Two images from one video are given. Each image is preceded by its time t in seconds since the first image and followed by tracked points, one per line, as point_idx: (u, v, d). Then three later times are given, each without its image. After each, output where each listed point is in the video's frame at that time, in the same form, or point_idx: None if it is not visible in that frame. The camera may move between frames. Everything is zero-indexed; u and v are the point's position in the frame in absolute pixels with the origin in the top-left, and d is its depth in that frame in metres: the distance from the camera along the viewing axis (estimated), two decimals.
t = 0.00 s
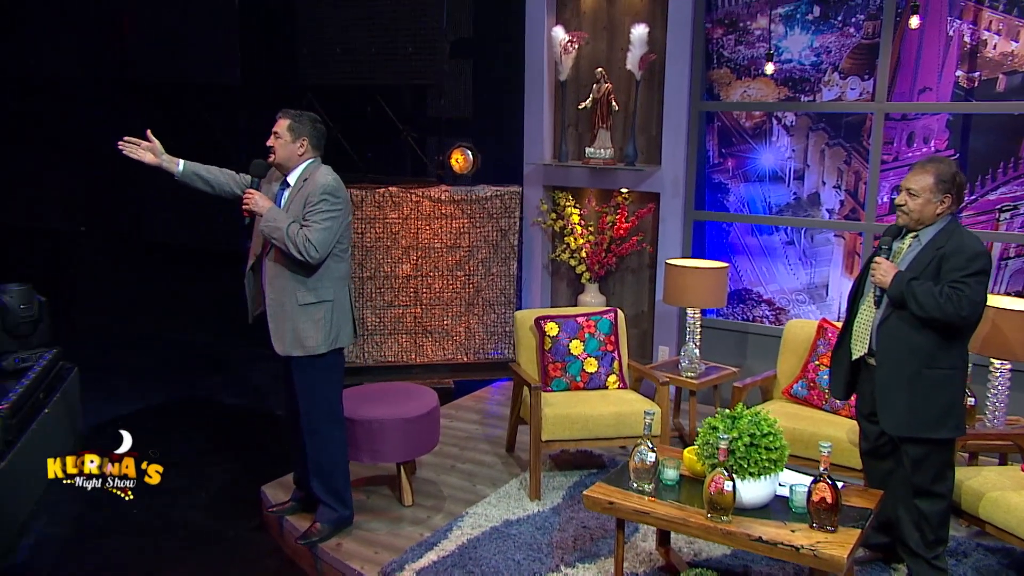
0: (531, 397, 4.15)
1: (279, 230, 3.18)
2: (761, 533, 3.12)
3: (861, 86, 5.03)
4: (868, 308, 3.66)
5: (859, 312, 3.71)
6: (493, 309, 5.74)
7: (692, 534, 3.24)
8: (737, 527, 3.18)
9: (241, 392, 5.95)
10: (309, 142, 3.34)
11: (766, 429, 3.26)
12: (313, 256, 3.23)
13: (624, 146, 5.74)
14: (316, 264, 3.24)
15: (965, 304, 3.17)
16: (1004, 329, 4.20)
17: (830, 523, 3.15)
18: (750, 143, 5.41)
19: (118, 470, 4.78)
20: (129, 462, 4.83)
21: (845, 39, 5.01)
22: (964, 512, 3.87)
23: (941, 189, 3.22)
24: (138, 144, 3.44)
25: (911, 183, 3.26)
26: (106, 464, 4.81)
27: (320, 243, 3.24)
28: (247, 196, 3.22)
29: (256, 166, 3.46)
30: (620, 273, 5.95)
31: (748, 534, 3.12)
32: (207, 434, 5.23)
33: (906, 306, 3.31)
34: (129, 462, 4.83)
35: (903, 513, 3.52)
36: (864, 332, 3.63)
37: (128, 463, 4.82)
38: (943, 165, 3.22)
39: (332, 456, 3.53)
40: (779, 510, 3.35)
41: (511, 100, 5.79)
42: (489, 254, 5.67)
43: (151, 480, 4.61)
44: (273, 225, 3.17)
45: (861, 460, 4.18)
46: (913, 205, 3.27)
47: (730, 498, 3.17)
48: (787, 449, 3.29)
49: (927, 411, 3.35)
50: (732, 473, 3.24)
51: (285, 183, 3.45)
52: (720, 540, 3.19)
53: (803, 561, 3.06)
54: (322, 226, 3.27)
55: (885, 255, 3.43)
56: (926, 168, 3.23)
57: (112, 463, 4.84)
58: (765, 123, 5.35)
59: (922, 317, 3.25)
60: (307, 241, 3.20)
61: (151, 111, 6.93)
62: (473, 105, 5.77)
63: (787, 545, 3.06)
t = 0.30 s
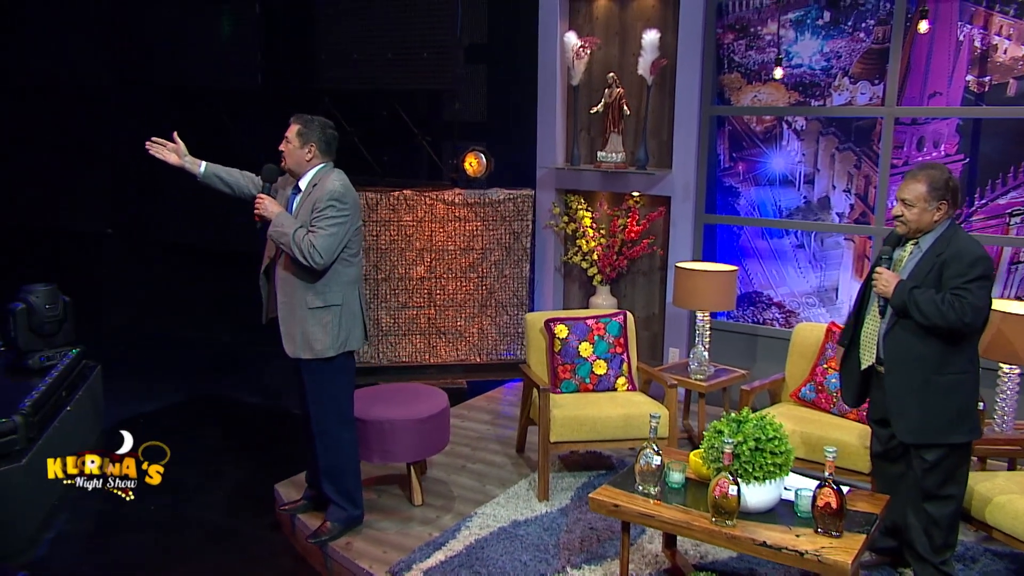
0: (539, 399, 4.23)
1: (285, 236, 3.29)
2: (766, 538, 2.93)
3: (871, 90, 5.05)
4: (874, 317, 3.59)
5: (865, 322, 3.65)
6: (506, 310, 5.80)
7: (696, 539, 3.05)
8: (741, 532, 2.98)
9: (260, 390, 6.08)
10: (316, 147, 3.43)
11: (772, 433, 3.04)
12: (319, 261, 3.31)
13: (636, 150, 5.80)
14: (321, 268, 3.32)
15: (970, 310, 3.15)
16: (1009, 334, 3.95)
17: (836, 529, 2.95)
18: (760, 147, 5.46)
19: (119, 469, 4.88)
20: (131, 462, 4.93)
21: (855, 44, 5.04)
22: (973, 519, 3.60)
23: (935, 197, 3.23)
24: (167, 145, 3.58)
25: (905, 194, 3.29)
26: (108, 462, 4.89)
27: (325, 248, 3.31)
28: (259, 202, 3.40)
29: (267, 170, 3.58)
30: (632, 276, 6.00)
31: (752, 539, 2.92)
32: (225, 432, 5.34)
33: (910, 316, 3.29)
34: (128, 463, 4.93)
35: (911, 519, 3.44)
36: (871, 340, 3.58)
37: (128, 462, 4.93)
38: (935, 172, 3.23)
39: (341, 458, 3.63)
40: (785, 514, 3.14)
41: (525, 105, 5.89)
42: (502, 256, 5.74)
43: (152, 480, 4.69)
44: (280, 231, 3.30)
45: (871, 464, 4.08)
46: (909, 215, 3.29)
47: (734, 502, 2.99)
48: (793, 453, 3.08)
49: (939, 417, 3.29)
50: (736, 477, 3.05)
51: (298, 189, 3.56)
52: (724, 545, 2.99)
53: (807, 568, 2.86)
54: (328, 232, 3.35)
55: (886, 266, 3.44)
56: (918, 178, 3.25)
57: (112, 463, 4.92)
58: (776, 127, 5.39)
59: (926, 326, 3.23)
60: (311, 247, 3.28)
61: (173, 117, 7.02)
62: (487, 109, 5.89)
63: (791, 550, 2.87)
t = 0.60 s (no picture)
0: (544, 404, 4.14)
1: (283, 237, 3.27)
2: (771, 548, 2.86)
3: (885, 90, 4.96)
4: (881, 315, 3.44)
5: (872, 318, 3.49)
6: (514, 312, 5.76)
7: (701, 548, 2.98)
8: (746, 541, 2.92)
9: (267, 390, 6.07)
10: (317, 148, 3.40)
11: (779, 441, 2.98)
12: (315, 264, 3.28)
13: (645, 151, 5.74)
14: (318, 271, 3.29)
15: (980, 314, 3.07)
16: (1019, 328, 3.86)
17: (844, 539, 2.88)
18: (772, 148, 5.39)
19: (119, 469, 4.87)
20: (132, 462, 4.92)
21: (869, 43, 4.96)
22: (984, 528, 3.53)
23: (949, 196, 3.13)
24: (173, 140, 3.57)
25: (920, 194, 3.17)
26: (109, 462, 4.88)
27: (322, 251, 3.28)
28: (259, 202, 3.37)
29: (269, 171, 3.51)
30: (641, 278, 5.94)
31: (757, 549, 2.86)
32: (232, 433, 5.33)
33: (919, 316, 3.18)
34: (129, 463, 4.92)
35: (922, 529, 3.36)
36: (876, 340, 3.43)
37: (129, 462, 4.92)
38: (948, 171, 3.13)
39: (342, 463, 3.60)
40: (792, 523, 3.06)
41: (534, 106, 5.85)
42: (511, 257, 5.69)
43: (155, 480, 4.70)
44: (277, 232, 3.27)
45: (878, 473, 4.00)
46: (924, 216, 3.17)
47: (739, 511, 2.93)
48: (800, 461, 3.02)
49: (944, 424, 3.21)
50: (742, 485, 2.98)
51: (299, 189, 3.53)
52: (728, 555, 2.93)
53: None
54: (326, 234, 3.32)
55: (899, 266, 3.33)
56: (931, 178, 3.14)
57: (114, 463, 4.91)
58: (788, 127, 5.32)
59: (937, 328, 3.13)
60: (308, 249, 3.25)
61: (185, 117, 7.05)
62: (498, 107, 5.89)
63: (797, 561, 2.80)
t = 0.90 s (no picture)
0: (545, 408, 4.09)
1: (277, 239, 3.23)
2: (771, 558, 2.79)
3: (894, 90, 4.88)
4: (891, 317, 3.31)
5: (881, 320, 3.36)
6: (518, 315, 5.71)
7: (699, 558, 2.92)
8: (746, 551, 2.86)
9: (270, 391, 6.04)
10: (314, 149, 3.36)
11: (779, 448, 2.92)
12: (309, 267, 3.24)
13: (651, 151, 5.68)
14: (312, 274, 3.25)
15: (998, 323, 3.01)
16: None
17: (846, 550, 2.81)
18: (779, 149, 5.31)
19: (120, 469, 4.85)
20: (133, 463, 4.90)
21: (878, 42, 4.88)
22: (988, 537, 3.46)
23: (963, 200, 3.03)
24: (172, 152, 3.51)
25: (931, 198, 3.07)
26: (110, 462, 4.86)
27: (316, 253, 3.24)
28: (254, 203, 3.30)
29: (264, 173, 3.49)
30: (646, 280, 5.88)
31: (756, 560, 2.79)
32: (234, 435, 5.30)
33: (933, 323, 3.10)
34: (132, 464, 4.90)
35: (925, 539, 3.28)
36: (885, 344, 3.30)
37: (130, 463, 4.90)
38: (962, 174, 3.03)
39: (338, 468, 3.55)
40: (793, 533, 3.00)
41: (539, 106, 5.79)
42: (515, 259, 5.64)
43: (156, 480, 4.70)
44: (271, 234, 3.23)
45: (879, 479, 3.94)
46: (937, 220, 3.07)
47: (738, 520, 2.86)
48: (802, 470, 2.95)
49: (950, 430, 3.14)
50: (742, 494, 2.92)
51: (295, 191, 3.49)
52: (727, 565, 2.86)
53: None
54: (320, 236, 3.28)
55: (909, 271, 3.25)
56: (944, 182, 3.05)
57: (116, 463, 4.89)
58: (795, 128, 5.24)
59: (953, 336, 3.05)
60: (302, 251, 3.21)
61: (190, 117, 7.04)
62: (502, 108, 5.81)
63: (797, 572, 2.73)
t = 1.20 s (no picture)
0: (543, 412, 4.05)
1: (273, 241, 3.19)
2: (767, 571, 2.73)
3: (901, 90, 4.80)
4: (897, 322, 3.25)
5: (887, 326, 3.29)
6: (520, 317, 5.66)
7: (694, 569, 2.86)
8: (742, 563, 2.80)
9: (271, 394, 6.01)
10: (312, 151, 3.33)
11: (777, 457, 2.84)
12: (307, 268, 3.19)
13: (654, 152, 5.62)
14: (310, 275, 3.20)
15: (1011, 327, 2.93)
16: None
17: (844, 562, 2.75)
18: (785, 151, 5.24)
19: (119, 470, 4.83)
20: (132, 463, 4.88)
21: (885, 42, 4.80)
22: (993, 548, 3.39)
23: (971, 203, 2.97)
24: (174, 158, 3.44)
25: (937, 200, 3.00)
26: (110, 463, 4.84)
27: (314, 254, 3.20)
28: (248, 206, 3.28)
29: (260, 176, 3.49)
30: (650, 283, 5.82)
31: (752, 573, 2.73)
32: (233, 438, 5.26)
33: (943, 329, 3.01)
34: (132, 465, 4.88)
35: (927, 550, 3.21)
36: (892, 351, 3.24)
37: (129, 463, 4.88)
38: (968, 177, 2.97)
39: (331, 473, 3.51)
40: (791, 543, 2.94)
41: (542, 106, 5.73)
42: (517, 261, 5.58)
43: (155, 481, 4.68)
44: (267, 236, 3.19)
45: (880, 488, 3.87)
46: (944, 224, 3.00)
47: (734, 531, 2.80)
48: (800, 479, 2.88)
49: (955, 439, 3.07)
50: (738, 504, 2.85)
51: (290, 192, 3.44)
52: None
53: None
54: (317, 237, 3.23)
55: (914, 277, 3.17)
56: (952, 184, 2.98)
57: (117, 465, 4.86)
58: (801, 129, 5.17)
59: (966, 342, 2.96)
60: (299, 252, 3.17)
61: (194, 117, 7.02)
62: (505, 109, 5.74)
63: None
